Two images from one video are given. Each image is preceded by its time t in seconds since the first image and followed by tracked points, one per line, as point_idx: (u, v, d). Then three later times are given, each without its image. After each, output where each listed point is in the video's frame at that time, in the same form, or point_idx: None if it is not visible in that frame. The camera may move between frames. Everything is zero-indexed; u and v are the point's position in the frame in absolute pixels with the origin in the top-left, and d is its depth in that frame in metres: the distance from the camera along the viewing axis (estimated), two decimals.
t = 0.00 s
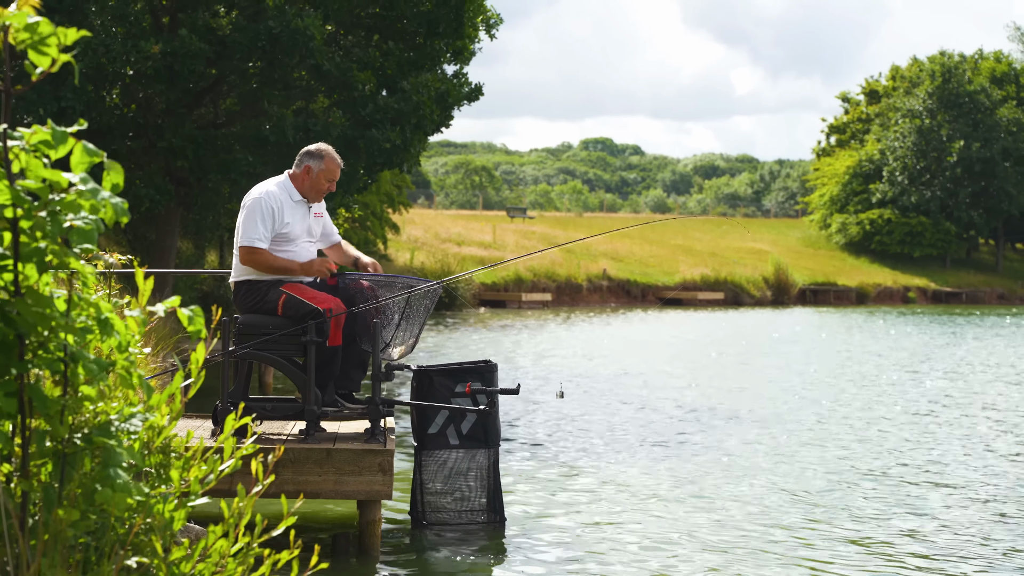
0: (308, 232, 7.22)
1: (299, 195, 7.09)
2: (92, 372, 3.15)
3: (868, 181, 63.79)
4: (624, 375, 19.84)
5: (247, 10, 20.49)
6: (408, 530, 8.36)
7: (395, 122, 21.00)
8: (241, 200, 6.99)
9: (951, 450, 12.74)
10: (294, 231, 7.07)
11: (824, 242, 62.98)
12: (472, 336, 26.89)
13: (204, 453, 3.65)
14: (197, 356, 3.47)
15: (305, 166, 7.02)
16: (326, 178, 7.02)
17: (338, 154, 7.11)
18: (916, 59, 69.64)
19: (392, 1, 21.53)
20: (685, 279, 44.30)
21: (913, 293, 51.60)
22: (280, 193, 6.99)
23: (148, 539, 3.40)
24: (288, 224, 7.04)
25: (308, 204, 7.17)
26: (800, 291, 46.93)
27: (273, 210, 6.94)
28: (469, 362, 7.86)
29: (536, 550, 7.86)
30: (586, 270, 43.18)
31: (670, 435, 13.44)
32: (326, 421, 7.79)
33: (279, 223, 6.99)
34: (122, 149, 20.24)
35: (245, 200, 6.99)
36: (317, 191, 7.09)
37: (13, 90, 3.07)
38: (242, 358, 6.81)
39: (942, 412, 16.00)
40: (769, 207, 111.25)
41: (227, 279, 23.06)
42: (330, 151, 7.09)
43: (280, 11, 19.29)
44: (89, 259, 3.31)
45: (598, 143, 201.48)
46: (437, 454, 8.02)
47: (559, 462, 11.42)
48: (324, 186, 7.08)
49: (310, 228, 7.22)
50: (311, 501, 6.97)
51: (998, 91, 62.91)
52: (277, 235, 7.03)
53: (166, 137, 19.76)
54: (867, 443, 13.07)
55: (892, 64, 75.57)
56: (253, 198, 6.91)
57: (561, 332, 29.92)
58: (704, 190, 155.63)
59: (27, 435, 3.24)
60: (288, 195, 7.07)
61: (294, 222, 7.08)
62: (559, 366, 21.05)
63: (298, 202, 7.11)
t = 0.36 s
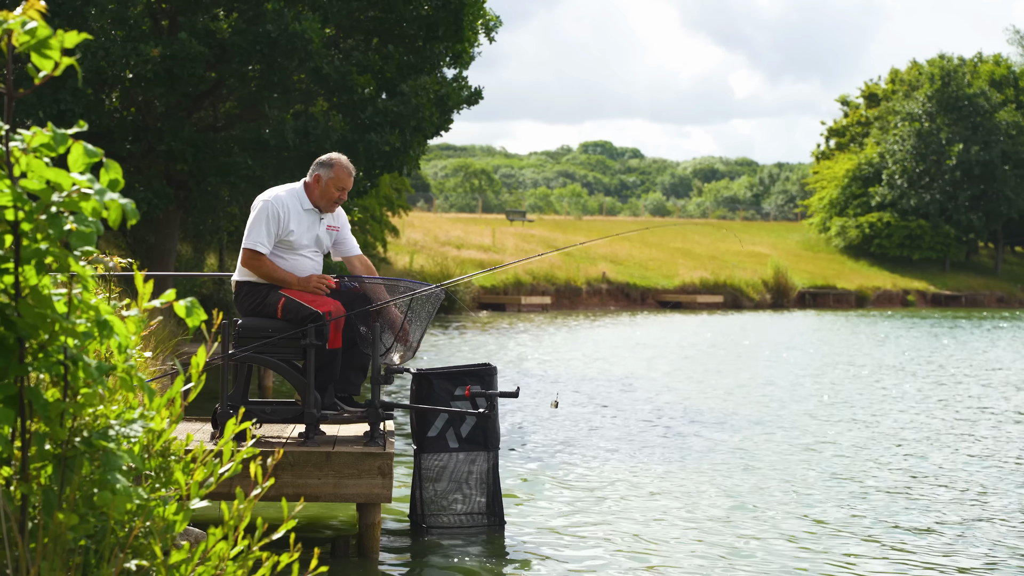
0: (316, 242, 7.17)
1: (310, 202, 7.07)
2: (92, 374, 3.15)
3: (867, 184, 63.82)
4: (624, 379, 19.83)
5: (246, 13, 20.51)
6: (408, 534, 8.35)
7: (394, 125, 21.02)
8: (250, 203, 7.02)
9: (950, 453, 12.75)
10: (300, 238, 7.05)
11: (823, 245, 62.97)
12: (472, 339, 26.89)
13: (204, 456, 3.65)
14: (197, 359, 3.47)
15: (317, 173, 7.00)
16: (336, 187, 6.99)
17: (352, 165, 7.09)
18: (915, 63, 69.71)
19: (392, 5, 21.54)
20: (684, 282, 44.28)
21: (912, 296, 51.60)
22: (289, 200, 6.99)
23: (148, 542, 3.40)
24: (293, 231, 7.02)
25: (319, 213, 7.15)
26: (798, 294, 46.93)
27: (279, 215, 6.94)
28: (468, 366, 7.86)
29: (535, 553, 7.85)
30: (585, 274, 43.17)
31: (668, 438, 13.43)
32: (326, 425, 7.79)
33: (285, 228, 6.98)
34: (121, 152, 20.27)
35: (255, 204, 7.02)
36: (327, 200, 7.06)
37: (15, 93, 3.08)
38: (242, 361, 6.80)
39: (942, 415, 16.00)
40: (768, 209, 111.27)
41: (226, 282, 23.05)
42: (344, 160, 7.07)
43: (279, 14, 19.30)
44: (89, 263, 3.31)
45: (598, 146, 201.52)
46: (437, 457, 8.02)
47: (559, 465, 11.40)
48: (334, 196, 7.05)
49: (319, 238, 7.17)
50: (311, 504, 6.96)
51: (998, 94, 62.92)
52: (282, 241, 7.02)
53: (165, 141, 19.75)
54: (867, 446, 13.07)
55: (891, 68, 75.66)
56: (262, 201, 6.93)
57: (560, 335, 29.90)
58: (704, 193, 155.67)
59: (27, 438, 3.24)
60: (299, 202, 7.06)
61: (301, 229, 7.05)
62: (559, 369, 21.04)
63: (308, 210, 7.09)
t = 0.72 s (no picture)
0: (322, 246, 7.15)
1: (317, 207, 7.07)
2: (90, 377, 3.15)
3: (867, 187, 63.85)
4: (624, 381, 19.83)
5: (246, 16, 20.53)
6: (408, 536, 8.35)
7: (394, 127, 21.04)
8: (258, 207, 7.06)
9: (950, 456, 12.75)
10: (305, 239, 7.03)
11: (823, 247, 62.99)
12: (472, 342, 26.87)
13: (204, 458, 3.65)
14: (197, 362, 3.48)
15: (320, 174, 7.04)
16: (338, 186, 6.99)
17: (355, 166, 7.10)
18: (915, 66, 69.85)
19: (392, 7, 21.56)
20: (684, 285, 44.28)
21: (911, 299, 51.61)
22: (296, 202, 7.00)
23: (148, 544, 3.40)
24: (299, 233, 7.01)
25: (327, 218, 7.14)
26: (798, 297, 46.96)
27: (284, 216, 6.94)
28: (468, 368, 7.86)
29: (534, 556, 7.85)
30: (585, 276, 43.22)
31: (666, 440, 13.44)
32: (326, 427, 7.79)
33: (290, 229, 6.98)
34: (121, 154, 20.30)
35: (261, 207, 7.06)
36: (332, 201, 7.05)
37: (11, 95, 3.07)
38: (242, 364, 6.80)
39: (941, 418, 15.99)
40: (768, 212, 111.25)
41: (226, 285, 23.05)
42: (347, 162, 7.09)
43: (280, 16, 19.30)
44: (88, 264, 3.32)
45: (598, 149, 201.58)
46: (436, 460, 8.01)
47: (558, 468, 11.40)
48: (339, 196, 7.05)
49: (325, 244, 7.15)
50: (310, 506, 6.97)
51: (997, 97, 62.94)
52: (288, 243, 7.02)
53: (165, 143, 19.75)
54: (866, 449, 13.07)
55: (891, 71, 75.68)
56: (268, 203, 6.96)
57: (560, 338, 29.91)
58: (703, 195, 155.79)
59: (26, 440, 3.25)
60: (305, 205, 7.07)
61: (306, 231, 7.04)
62: (559, 372, 21.03)
63: (315, 213, 7.08)
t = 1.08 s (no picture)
0: (322, 247, 7.15)
1: (317, 208, 7.07)
2: (90, 379, 3.15)
3: (867, 189, 63.91)
4: (624, 383, 19.83)
5: (245, 18, 20.54)
6: (406, 537, 8.35)
7: (394, 129, 21.06)
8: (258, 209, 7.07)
9: (949, 458, 12.75)
10: (304, 240, 7.04)
11: (822, 249, 63.03)
12: (471, 344, 26.89)
13: (204, 460, 3.66)
14: (197, 364, 3.48)
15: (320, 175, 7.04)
16: (337, 186, 7.00)
17: (354, 166, 7.10)
18: (915, 68, 69.93)
19: (391, 10, 21.57)
20: (683, 287, 44.30)
21: (910, 301, 51.65)
22: (295, 204, 7.00)
23: (148, 546, 3.42)
24: (298, 235, 7.01)
25: (327, 219, 7.14)
26: (797, 298, 46.98)
27: (283, 217, 6.95)
28: (467, 370, 7.88)
29: (534, 557, 7.86)
30: (584, 278, 43.25)
31: (666, 442, 13.43)
32: (325, 429, 7.81)
33: (289, 231, 6.98)
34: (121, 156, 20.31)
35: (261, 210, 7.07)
36: (331, 201, 7.04)
37: (12, 98, 3.07)
38: (242, 366, 6.81)
39: (940, 420, 16.00)
40: (767, 214, 111.28)
41: (226, 287, 23.06)
42: (347, 161, 7.08)
43: (280, 19, 19.31)
44: (88, 267, 3.32)
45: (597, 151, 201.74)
46: (436, 462, 8.02)
47: (558, 469, 11.41)
48: (337, 196, 7.04)
49: (324, 246, 7.15)
50: (310, 508, 6.97)
51: (997, 99, 62.96)
52: (287, 245, 7.03)
53: (165, 145, 19.74)
54: (866, 451, 13.08)
55: (890, 73, 75.72)
56: (267, 205, 6.97)
57: (560, 339, 29.92)
58: (703, 197, 155.85)
59: (26, 442, 3.25)
60: (305, 207, 7.06)
61: (305, 233, 7.04)
62: (559, 373, 21.05)
63: (315, 214, 7.08)
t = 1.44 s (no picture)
0: (322, 250, 7.15)
1: (318, 212, 7.06)
2: (93, 381, 3.15)
3: (867, 190, 63.93)
4: (625, 385, 19.83)
5: (246, 19, 20.56)
6: (406, 539, 8.36)
7: (395, 131, 21.08)
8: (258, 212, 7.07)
9: (949, 460, 12.75)
10: (304, 244, 7.05)
11: (823, 251, 63.04)
12: (471, 345, 26.89)
13: (204, 462, 3.66)
14: (198, 366, 3.48)
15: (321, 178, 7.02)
16: (339, 191, 6.99)
17: (355, 169, 7.08)
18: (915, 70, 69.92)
19: (391, 11, 21.60)
20: (683, 289, 44.31)
21: (910, 303, 51.63)
22: (296, 207, 6.99)
23: (148, 547, 3.42)
24: (298, 238, 7.02)
25: (328, 223, 7.13)
26: (798, 300, 46.94)
27: (284, 221, 6.95)
28: (467, 372, 7.87)
29: (534, 559, 7.85)
30: (585, 280, 43.24)
31: (666, 444, 13.43)
32: (325, 431, 7.82)
33: (290, 235, 6.98)
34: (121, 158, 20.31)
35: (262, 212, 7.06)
36: (332, 205, 7.04)
37: (15, 101, 3.08)
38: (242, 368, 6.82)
39: (941, 422, 16.01)
40: (767, 216, 111.26)
41: (227, 288, 23.08)
42: (348, 164, 7.07)
43: (280, 20, 19.33)
44: (89, 270, 3.32)
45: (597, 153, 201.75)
46: (436, 463, 8.02)
47: (558, 471, 11.42)
48: (338, 199, 7.03)
49: (325, 249, 7.16)
50: (310, 510, 6.98)
51: (997, 101, 62.97)
52: (287, 249, 7.03)
53: (165, 146, 19.74)
54: (866, 452, 13.09)
55: (890, 74, 75.73)
56: (268, 208, 6.96)
57: (561, 341, 29.91)
58: (703, 198, 155.90)
59: (27, 444, 3.25)
60: (306, 211, 7.06)
61: (305, 237, 7.04)
62: (560, 375, 21.05)
63: (316, 218, 7.08)
